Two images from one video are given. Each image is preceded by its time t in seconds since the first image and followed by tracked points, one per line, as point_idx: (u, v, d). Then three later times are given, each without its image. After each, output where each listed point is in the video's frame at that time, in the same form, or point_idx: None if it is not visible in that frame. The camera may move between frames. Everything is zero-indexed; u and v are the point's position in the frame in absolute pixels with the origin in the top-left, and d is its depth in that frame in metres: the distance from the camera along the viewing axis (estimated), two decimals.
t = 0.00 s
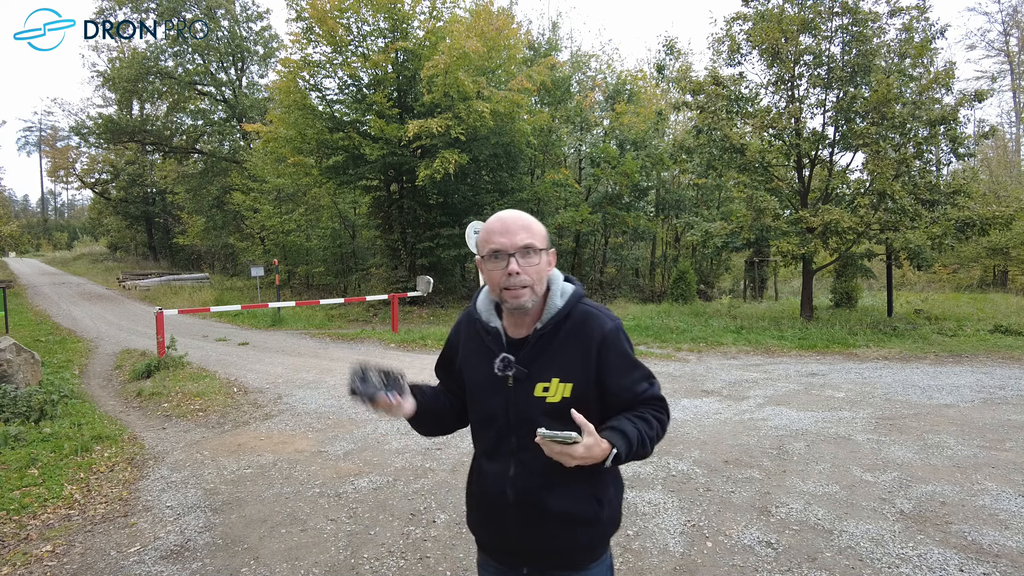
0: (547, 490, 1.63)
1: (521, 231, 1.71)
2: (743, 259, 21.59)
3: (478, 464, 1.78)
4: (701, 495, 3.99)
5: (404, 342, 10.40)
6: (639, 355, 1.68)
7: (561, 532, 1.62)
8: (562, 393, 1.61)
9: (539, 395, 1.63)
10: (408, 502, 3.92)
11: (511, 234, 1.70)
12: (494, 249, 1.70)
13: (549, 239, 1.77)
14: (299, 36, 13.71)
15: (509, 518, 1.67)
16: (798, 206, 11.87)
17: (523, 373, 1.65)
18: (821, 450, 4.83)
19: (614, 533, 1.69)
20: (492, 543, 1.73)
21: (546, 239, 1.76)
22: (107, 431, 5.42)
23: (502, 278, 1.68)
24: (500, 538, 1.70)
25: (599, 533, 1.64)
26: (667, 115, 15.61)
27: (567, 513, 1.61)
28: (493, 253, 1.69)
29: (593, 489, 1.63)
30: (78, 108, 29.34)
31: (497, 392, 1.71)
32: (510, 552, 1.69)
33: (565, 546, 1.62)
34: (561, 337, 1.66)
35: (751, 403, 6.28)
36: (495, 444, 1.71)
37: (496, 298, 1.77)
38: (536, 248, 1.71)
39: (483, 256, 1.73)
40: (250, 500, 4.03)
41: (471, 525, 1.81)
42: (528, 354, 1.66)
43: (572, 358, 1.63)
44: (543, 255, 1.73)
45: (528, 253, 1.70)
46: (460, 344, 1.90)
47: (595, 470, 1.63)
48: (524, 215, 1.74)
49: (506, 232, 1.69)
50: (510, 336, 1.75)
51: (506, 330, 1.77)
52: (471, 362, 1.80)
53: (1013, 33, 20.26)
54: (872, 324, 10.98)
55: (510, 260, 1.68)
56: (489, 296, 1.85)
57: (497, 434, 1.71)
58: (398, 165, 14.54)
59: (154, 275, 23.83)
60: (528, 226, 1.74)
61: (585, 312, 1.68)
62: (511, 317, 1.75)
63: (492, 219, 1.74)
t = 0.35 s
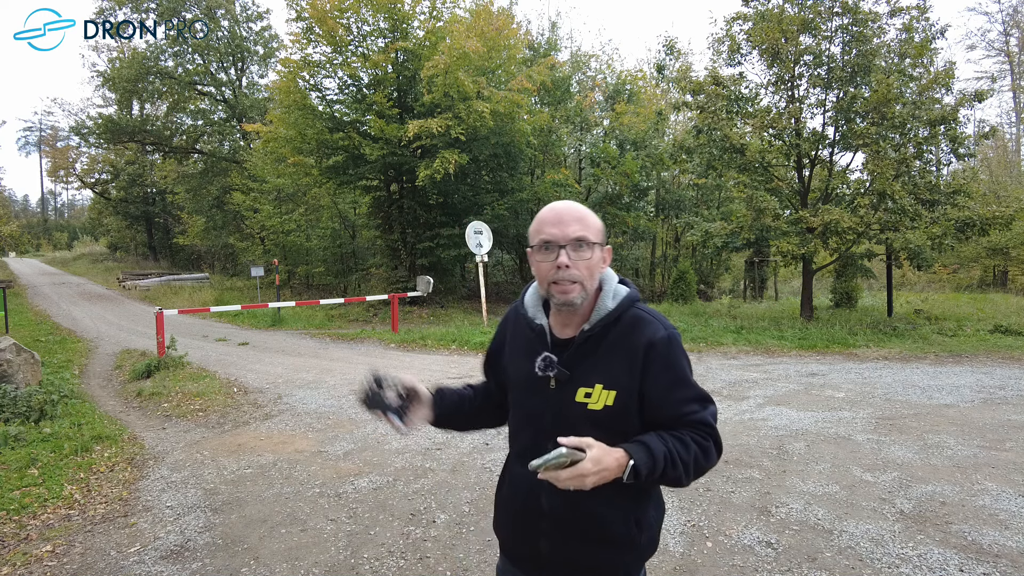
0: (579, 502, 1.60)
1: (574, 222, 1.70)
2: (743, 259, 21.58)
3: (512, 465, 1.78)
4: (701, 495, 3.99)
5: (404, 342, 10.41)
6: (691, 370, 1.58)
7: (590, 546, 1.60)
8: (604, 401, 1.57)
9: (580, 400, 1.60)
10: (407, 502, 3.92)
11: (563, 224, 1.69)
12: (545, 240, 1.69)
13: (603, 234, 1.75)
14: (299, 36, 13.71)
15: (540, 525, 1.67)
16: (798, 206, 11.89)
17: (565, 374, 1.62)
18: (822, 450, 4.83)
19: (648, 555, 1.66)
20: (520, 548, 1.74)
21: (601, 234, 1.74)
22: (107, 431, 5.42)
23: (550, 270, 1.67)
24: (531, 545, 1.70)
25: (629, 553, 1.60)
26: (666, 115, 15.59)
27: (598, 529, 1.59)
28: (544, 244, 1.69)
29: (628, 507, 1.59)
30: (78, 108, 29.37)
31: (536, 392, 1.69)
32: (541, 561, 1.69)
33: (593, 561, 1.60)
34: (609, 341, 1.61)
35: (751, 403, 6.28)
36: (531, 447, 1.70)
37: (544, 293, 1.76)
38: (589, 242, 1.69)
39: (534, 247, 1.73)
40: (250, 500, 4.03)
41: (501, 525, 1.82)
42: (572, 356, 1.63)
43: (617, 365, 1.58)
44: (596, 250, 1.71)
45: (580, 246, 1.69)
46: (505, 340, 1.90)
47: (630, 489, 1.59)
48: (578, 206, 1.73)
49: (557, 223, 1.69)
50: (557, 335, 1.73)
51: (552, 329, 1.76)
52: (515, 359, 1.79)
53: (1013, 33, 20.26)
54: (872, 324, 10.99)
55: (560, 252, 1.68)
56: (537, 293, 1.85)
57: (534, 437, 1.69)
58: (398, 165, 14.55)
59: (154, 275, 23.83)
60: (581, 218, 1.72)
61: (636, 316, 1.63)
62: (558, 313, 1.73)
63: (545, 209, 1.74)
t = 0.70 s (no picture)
0: (589, 510, 1.60)
1: (599, 221, 1.70)
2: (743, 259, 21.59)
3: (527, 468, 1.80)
4: (701, 495, 3.99)
5: (404, 342, 10.41)
6: (713, 382, 1.54)
7: (599, 558, 1.60)
8: (619, 407, 1.56)
9: (596, 404, 1.60)
10: (407, 502, 3.92)
11: (588, 223, 1.70)
12: (568, 237, 1.71)
13: (630, 234, 1.74)
14: (299, 36, 13.70)
15: (550, 529, 1.69)
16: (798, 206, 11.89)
17: (581, 377, 1.64)
18: (822, 450, 4.83)
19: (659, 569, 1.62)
20: (529, 550, 1.76)
21: (627, 234, 1.73)
22: (107, 431, 5.42)
23: (573, 269, 1.68)
24: (539, 547, 1.73)
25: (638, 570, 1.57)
26: (667, 115, 15.59)
27: (606, 540, 1.58)
28: (568, 241, 1.70)
29: (640, 521, 1.57)
30: (78, 108, 29.38)
31: (554, 394, 1.71)
32: (546, 563, 1.71)
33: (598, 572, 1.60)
34: (628, 347, 1.61)
35: (751, 403, 6.28)
36: (546, 449, 1.73)
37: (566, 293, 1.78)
38: (614, 241, 1.69)
39: (559, 244, 1.75)
40: (250, 500, 4.03)
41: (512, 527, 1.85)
42: (590, 359, 1.64)
43: (635, 372, 1.57)
44: (621, 250, 1.70)
45: (604, 245, 1.69)
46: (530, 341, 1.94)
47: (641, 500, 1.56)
48: (604, 205, 1.73)
49: (583, 220, 1.70)
50: (577, 335, 1.76)
51: (571, 331, 1.78)
52: (537, 359, 1.82)
53: (1013, 33, 20.26)
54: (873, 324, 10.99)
55: (584, 250, 1.69)
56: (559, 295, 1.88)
57: (548, 439, 1.72)
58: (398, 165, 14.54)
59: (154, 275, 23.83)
60: (608, 217, 1.72)
61: (660, 321, 1.60)
62: (579, 313, 1.75)
63: (571, 206, 1.75)
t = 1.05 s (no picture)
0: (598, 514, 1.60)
1: (605, 222, 1.66)
2: (743, 259, 21.60)
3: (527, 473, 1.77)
4: (701, 495, 3.99)
5: (404, 342, 10.41)
6: (719, 384, 1.58)
7: (606, 562, 1.59)
8: (629, 414, 1.56)
9: (604, 410, 1.59)
10: (407, 502, 3.92)
11: (594, 224, 1.66)
12: (574, 238, 1.67)
13: (635, 236, 1.71)
14: (299, 36, 13.71)
15: (554, 535, 1.68)
16: (798, 206, 11.89)
17: (589, 384, 1.62)
18: (822, 450, 4.83)
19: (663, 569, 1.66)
20: (530, 555, 1.74)
21: (633, 235, 1.71)
22: (107, 431, 5.42)
23: (578, 272, 1.66)
24: (541, 555, 1.71)
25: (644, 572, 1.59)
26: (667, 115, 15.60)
27: (613, 546, 1.58)
28: (573, 242, 1.67)
29: (647, 524, 1.59)
30: (78, 108, 29.40)
31: (559, 400, 1.68)
32: (549, 569, 1.71)
33: None
34: (634, 352, 1.61)
35: (751, 403, 6.28)
36: (549, 454, 1.70)
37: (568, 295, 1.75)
38: (620, 243, 1.67)
39: (563, 245, 1.71)
40: (250, 500, 4.03)
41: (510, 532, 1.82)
42: (597, 365, 1.63)
43: (644, 377, 1.57)
44: (627, 252, 1.68)
45: (610, 247, 1.67)
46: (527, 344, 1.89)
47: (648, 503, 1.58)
48: (611, 205, 1.69)
49: (589, 221, 1.66)
50: (580, 339, 1.75)
51: (574, 333, 1.76)
52: (536, 364, 1.79)
53: (1013, 33, 20.26)
54: (873, 324, 10.99)
55: (590, 251, 1.66)
56: (558, 296, 1.86)
57: (552, 446, 1.69)
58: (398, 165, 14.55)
59: (154, 275, 23.83)
60: (614, 217, 1.69)
61: (667, 325, 1.61)
62: (582, 315, 1.73)
63: (576, 206, 1.71)
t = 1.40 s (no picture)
0: (593, 513, 1.60)
1: (587, 223, 1.63)
2: (743, 259, 21.61)
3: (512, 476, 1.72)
4: (701, 495, 3.99)
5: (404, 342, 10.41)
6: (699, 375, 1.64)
7: (602, 561, 1.60)
8: (618, 409, 1.58)
9: (594, 408, 1.59)
10: (407, 502, 3.92)
11: (576, 225, 1.63)
12: (557, 239, 1.63)
13: (616, 237, 1.69)
14: (299, 36, 13.70)
15: (546, 540, 1.64)
16: (798, 206, 11.89)
17: (577, 383, 1.60)
18: (822, 450, 4.82)
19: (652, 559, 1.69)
20: (519, 560, 1.70)
21: (614, 236, 1.69)
22: (107, 431, 5.41)
23: (560, 273, 1.62)
24: (533, 561, 1.67)
25: (638, 565, 1.62)
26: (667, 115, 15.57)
27: (609, 541, 1.60)
28: (555, 244, 1.63)
29: (638, 518, 1.62)
30: (78, 108, 29.39)
31: (545, 401, 1.64)
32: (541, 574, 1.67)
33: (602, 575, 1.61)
34: (620, 350, 1.62)
35: (751, 403, 6.27)
36: (536, 457, 1.66)
37: (548, 295, 1.70)
38: (602, 244, 1.64)
39: (544, 247, 1.67)
40: (250, 500, 4.03)
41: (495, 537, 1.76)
42: (585, 363, 1.61)
43: (631, 373, 1.60)
44: (608, 252, 1.66)
45: (591, 248, 1.63)
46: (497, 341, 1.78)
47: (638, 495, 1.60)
48: (592, 206, 1.67)
49: (571, 222, 1.63)
50: (564, 339, 1.69)
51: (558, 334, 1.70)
52: (515, 367, 1.71)
53: (1013, 33, 20.26)
54: (873, 324, 10.98)
55: (572, 252, 1.62)
56: (538, 295, 1.76)
57: (539, 448, 1.65)
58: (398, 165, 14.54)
59: (154, 275, 23.83)
60: (595, 218, 1.66)
61: (649, 323, 1.64)
62: (564, 316, 1.68)
63: (558, 207, 1.67)
